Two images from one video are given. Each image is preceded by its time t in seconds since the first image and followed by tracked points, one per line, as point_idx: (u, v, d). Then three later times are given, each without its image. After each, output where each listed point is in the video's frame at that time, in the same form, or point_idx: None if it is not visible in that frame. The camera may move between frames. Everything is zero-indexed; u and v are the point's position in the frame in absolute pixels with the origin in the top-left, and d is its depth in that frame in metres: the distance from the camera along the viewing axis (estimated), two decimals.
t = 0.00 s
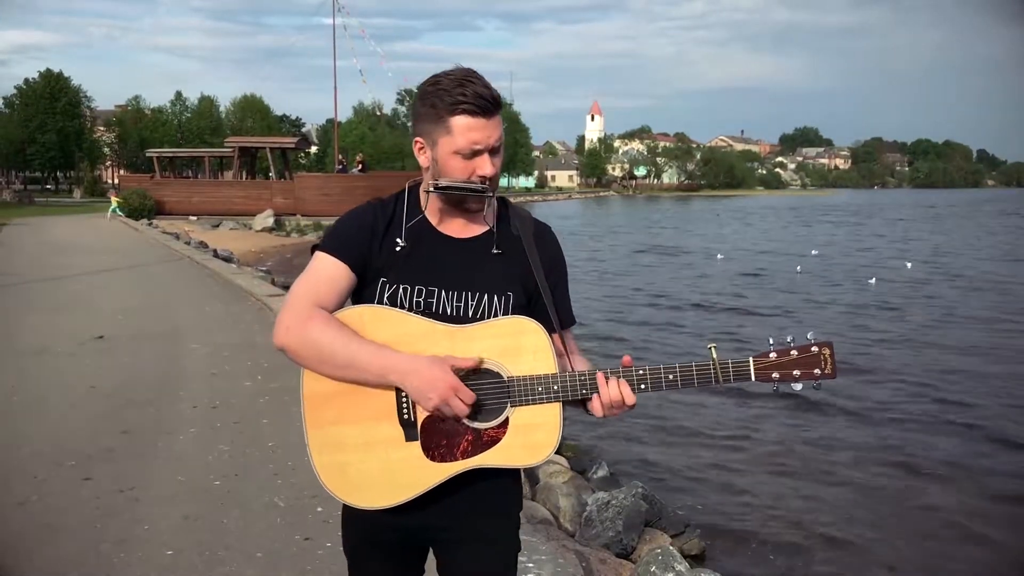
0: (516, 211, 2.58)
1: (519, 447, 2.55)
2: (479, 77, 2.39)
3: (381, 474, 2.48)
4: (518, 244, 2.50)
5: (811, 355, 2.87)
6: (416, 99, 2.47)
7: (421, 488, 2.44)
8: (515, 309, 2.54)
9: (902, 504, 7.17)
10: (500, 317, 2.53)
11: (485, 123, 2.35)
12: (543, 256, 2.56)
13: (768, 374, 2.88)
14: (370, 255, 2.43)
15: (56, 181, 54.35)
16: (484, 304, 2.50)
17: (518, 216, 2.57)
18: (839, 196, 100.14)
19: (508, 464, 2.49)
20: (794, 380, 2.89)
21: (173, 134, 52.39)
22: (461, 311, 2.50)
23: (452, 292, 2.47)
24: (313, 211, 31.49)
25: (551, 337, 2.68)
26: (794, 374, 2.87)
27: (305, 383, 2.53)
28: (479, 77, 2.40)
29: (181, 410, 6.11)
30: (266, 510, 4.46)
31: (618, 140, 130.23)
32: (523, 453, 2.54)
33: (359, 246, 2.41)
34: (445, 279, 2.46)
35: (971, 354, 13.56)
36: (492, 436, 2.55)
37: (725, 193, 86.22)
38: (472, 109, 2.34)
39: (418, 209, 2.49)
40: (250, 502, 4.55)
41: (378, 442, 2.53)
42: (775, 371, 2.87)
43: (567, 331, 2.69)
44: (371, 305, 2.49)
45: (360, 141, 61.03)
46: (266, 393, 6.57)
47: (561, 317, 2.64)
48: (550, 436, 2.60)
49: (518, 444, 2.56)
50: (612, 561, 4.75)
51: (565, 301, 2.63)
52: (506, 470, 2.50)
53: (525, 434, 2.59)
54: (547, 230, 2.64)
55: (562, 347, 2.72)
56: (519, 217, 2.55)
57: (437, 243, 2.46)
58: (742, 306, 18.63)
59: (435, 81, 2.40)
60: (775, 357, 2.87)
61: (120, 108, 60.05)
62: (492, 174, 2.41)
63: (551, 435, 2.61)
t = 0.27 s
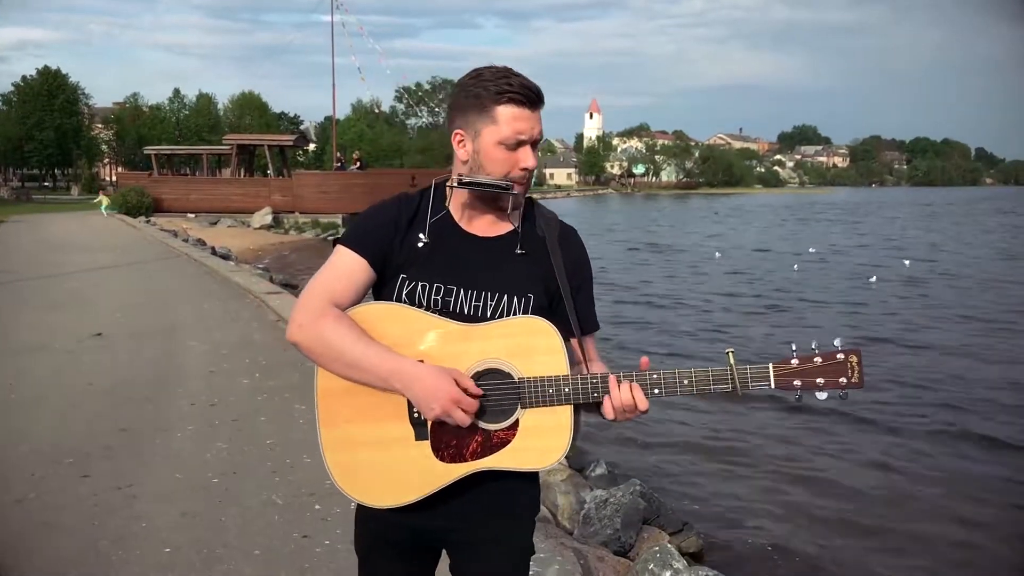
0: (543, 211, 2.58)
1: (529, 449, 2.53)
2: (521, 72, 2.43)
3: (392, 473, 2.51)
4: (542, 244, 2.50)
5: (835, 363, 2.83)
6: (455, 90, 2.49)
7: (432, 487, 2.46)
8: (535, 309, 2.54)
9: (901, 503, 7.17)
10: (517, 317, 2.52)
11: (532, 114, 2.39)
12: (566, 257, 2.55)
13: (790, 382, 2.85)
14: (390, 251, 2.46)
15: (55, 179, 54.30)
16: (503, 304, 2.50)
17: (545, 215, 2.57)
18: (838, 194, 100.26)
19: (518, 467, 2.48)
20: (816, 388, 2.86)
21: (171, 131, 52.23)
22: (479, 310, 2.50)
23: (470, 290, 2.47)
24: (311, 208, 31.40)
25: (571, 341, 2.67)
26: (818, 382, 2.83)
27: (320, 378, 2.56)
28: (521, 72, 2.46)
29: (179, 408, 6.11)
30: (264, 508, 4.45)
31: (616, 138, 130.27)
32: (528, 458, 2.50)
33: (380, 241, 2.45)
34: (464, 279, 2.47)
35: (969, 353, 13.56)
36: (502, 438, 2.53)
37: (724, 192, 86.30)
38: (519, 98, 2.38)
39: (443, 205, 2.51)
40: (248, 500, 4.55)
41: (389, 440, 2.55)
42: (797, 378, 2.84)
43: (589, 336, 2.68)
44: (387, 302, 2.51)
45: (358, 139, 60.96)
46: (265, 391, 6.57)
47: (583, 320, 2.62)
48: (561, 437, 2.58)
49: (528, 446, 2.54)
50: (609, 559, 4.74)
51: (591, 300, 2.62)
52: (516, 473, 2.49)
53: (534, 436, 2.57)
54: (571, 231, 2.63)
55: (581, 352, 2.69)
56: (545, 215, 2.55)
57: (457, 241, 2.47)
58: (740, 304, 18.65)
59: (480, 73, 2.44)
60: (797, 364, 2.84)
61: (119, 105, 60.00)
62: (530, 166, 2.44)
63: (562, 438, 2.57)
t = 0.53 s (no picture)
0: (560, 209, 2.56)
1: (530, 455, 2.53)
2: (538, 67, 2.42)
3: (393, 469, 2.53)
4: (557, 245, 2.49)
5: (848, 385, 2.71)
6: (473, 87, 2.49)
7: (431, 486, 2.48)
8: (547, 312, 2.52)
9: (898, 501, 7.19)
10: (528, 319, 2.51)
11: (549, 111, 2.38)
12: (582, 257, 2.53)
13: (798, 402, 2.72)
14: (401, 247, 2.48)
15: (52, 176, 54.22)
16: (514, 306, 2.49)
17: (562, 214, 2.55)
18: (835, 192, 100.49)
19: (517, 473, 2.48)
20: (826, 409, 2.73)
21: (169, 129, 52.28)
22: (488, 310, 2.50)
23: (481, 290, 2.47)
24: (309, 206, 31.37)
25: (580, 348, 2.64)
26: (828, 405, 2.71)
27: (326, 371, 2.59)
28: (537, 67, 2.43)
29: (176, 405, 6.12)
30: (263, 505, 4.46)
31: (615, 136, 130.40)
32: (530, 464, 2.51)
33: (392, 235, 2.46)
34: (476, 279, 2.47)
35: (966, 351, 13.56)
36: (503, 442, 2.54)
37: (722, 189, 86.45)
38: (536, 94, 2.37)
39: (457, 203, 2.51)
40: (246, 497, 4.56)
41: (391, 437, 2.58)
42: (807, 399, 2.72)
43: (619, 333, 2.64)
44: (395, 299, 2.53)
45: (356, 136, 61.00)
46: (262, 388, 6.58)
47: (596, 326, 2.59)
48: (561, 447, 2.56)
49: (528, 453, 2.53)
50: (607, 556, 4.77)
51: (611, 301, 2.59)
52: (516, 477, 2.49)
53: (533, 442, 2.56)
54: (589, 232, 2.60)
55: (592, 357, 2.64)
56: (562, 215, 2.53)
57: (470, 238, 2.47)
58: (738, 301, 18.71)
59: (496, 70, 2.43)
60: (808, 383, 2.72)
61: (117, 103, 59.97)
62: (550, 163, 2.43)
63: (562, 446, 2.57)
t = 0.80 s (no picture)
0: (576, 213, 2.49)
1: (524, 476, 2.47)
2: (552, 74, 2.33)
3: (387, 471, 2.57)
4: (567, 254, 2.42)
5: (851, 439, 2.30)
6: (485, 94, 2.42)
7: (423, 494, 2.48)
8: (554, 321, 2.44)
9: (897, 499, 7.17)
10: (532, 332, 2.44)
11: (561, 122, 2.28)
12: (594, 266, 2.44)
13: (795, 454, 2.34)
14: (410, 247, 2.47)
15: (50, 173, 54.10)
16: (518, 316, 2.43)
17: (576, 221, 2.47)
18: (833, 189, 100.61)
19: (504, 492, 2.45)
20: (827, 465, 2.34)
21: (168, 126, 52.22)
22: (492, 319, 2.45)
23: (485, 297, 2.43)
24: (308, 203, 31.33)
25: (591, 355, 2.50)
26: (827, 457, 2.32)
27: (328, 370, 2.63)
28: (552, 74, 2.34)
29: (175, 402, 6.12)
30: (262, 502, 4.46)
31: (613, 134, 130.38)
32: (521, 484, 2.45)
33: (400, 235, 2.46)
34: (481, 285, 2.43)
35: (964, 349, 13.57)
36: (496, 459, 2.50)
37: (720, 188, 86.51)
38: (548, 105, 2.28)
39: (468, 208, 2.47)
40: (245, 494, 4.56)
41: (388, 441, 2.61)
42: (804, 452, 2.33)
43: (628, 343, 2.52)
44: (395, 306, 2.54)
45: (355, 134, 60.94)
46: (261, 385, 6.59)
47: (619, 329, 2.47)
48: (550, 474, 2.47)
49: (520, 473, 2.47)
50: (605, 553, 4.76)
51: (619, 315, 2.46)
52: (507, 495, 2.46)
53: (525, 464, 2.49)
54: (606, 239, 2.51)
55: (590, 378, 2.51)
56: (574, 225, 2.45)
57: (477, 244, 2.44)
58: (736, 299, 18.72)
59: (507, 77, 2.35)
60: (807, 435, 2.33)
61: (115, 100, 59.86)
62: (564, 177, 2.34)
63: (554, 472, 2.47)
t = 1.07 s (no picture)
0: (582, 221, 2.44)
1: (509, 494, 2.47)
2: (554, 83, 2.26)
3: (378, 473, 2.64)
4: (568, 267, 2.39)
5: (837, 494, 2.20)
6: (487, 102, 2.36)
7: (414, 499, 2.54)
8: (554, 333, 2.43)
9: (896, 497, 7.18)
10: (532, 344, 2.43)
11: (560, 134, 2.21)
12: (596, 280, 2.41)
13: (778, 501, 2.26)
14: (409, 253, 2.47)
15: (50, 171, 53.98)
16: (517, 326, 2.42)
17: (581, 232, 2.42)
18: (833, 187, 100.57)
19: (488, 507, 2.47)
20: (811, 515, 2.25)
21: (168, 123, 52.12)
22: (490, 329, 2.44)
23: (484, 308, 2.43)
24: (308, 200, 31.29)
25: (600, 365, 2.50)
26: (809, 508, 2.24)
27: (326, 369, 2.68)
28: (554, 83, 2.27)
29: (173, 399, 6.12)
30: (261, 500, 4.46)
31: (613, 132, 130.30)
32: (507, 501, 2.45)
33: (399, 242, 2.45)
34: (481, 295, 2.43)
35: (964, 347, 13.57)
36: (483, 475, 2.50)
37: (720, 186, 86.41)
38: (546, 118, 2.21)
39: (467, 219, 2.44)
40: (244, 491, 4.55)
41: (381, 445, 2.65)
42: (787, 500, 2.25)
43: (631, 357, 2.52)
44: (389, 315, 2.55)
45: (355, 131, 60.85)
46: (260, 382, 6.58)
47: (617, 345, 2.46)
48: (534, 495, 2.44)
49: (507, 490, 2.47)
50: (604, 551, 4.75)
51: (625, 323, 2.45)
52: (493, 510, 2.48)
53: (511, 482, 2.48)
54: (612, 251, 2.47)
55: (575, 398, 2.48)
56: (577, 237, 2.40)
57: (477, 253, 2.43)
58: (736, 296, 18.72)
59: (507, 87, 2.29)
60: (790, 485, 2.24)
61: (115, 97, 59.74)
62: (566, 192, 2.27)
63: (537, 493, 2.44)
